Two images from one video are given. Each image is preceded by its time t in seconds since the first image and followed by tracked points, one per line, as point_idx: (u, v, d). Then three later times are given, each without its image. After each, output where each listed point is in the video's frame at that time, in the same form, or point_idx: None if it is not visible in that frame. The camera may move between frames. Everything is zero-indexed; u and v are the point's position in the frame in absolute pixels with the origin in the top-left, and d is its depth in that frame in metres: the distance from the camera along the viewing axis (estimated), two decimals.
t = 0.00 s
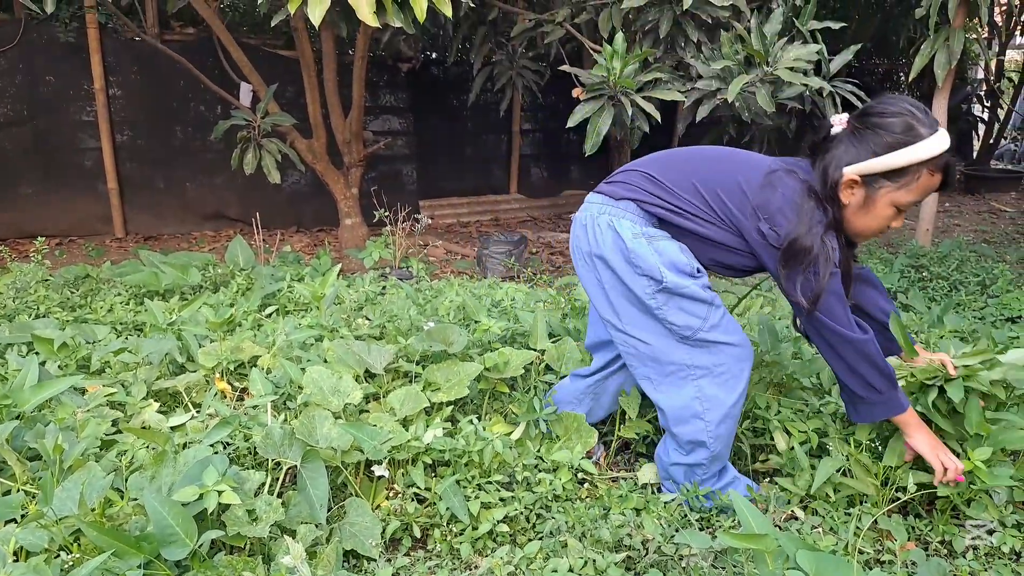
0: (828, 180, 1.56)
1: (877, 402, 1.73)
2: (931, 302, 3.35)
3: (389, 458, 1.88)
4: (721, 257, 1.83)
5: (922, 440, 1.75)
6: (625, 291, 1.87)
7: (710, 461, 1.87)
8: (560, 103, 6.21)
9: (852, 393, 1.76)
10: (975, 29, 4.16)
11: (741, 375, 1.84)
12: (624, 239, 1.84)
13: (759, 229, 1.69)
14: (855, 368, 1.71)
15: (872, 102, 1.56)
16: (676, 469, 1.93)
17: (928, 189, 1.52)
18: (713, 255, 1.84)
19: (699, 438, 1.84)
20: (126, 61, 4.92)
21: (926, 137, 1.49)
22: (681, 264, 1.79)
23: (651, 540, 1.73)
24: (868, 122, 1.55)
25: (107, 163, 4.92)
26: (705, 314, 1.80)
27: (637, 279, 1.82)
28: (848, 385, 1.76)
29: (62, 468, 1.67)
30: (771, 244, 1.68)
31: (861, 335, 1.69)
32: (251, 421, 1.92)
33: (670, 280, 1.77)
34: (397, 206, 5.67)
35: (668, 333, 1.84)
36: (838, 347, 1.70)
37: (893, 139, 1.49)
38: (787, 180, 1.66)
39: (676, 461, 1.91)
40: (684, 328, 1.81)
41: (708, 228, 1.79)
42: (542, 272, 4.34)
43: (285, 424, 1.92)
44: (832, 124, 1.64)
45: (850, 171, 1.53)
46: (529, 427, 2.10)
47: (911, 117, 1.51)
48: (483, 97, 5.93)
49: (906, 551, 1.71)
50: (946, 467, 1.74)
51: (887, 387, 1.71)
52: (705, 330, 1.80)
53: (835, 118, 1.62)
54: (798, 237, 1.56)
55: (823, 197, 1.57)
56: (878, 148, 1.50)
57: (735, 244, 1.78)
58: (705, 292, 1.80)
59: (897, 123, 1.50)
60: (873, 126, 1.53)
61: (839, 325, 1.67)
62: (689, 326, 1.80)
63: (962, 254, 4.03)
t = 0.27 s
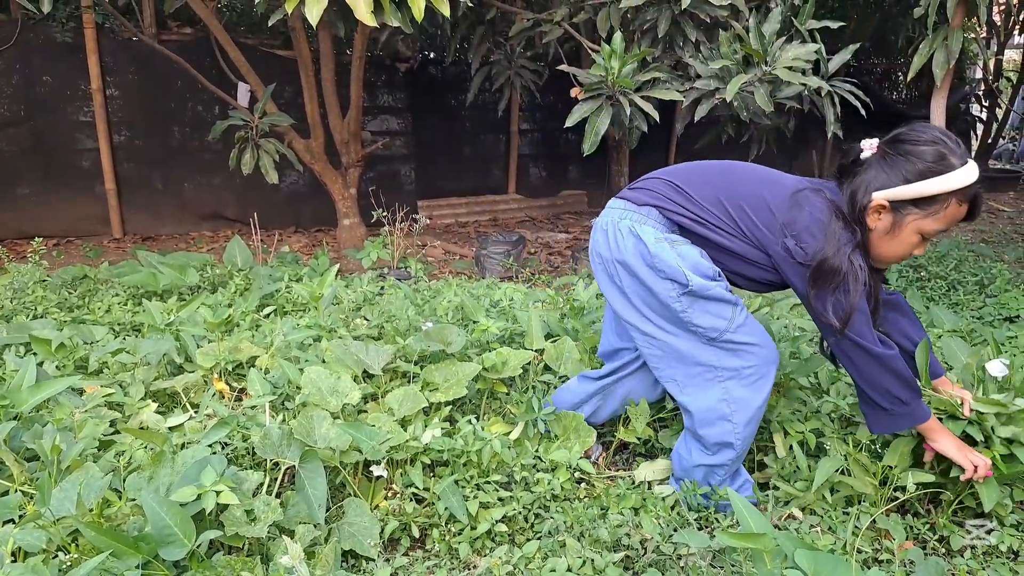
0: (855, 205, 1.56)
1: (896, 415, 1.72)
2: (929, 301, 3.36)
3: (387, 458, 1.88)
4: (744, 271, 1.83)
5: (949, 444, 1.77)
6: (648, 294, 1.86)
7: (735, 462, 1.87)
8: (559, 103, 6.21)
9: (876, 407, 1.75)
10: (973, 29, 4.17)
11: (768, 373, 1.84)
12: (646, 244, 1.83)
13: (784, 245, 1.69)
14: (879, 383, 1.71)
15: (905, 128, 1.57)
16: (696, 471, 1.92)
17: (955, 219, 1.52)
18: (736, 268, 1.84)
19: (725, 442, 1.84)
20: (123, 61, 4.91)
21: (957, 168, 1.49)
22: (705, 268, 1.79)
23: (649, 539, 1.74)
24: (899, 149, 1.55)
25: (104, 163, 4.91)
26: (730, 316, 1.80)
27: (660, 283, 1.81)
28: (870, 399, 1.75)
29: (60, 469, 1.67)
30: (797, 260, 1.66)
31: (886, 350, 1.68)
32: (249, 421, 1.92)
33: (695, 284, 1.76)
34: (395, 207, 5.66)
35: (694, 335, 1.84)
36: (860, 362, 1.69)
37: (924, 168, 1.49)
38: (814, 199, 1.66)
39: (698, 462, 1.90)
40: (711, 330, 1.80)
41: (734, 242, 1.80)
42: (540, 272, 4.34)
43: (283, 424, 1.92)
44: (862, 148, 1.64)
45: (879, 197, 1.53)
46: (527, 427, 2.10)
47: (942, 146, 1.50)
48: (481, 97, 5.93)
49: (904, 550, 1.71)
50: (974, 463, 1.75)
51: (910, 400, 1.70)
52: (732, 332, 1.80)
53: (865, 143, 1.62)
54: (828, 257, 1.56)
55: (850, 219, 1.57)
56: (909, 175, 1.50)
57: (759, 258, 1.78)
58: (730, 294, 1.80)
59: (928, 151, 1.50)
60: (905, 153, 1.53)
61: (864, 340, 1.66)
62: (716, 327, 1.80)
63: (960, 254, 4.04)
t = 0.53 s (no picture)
0: (853, 208, 1.56)
1: (885, 417, 1.73)
2: (924, 301, 3.36)
3: (382, 457, 1.87)
4: (741, 274, 1.82)
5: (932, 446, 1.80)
6: (646, 295, 1.85)
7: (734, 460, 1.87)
8: (555, 103, 6.21)
9: (859, 408, 1.75)
10: (968, 29, 4.17)
11: (767, 369, 1.83)
12: (644, 246, 1.81)
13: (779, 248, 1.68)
14: (869, 387, 1.71)
15: (902, 134, 1.57)
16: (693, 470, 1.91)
17: (949, 223, 1.53)
18: (734, 270, 1.83)
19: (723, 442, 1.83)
20: (118, 59, 4.90)
21: (954, 174, 1.49)
22: (703, 267, 1.77)
23: (643, 537, 1.74)
24: (897, 153, 1.55)
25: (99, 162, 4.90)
26: (729, 315, 1.79)
27: (658, 284, 1.79)
28: (858, 401, 1.75)
29: (51, 468, 1.66)
30: (794, 265, 1.64)
31: (876, 353, 1.68)
32: (243, 420, 1.91)
33: (693, 284, 1.75)
34: (391, 206, 5.65)
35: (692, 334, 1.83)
36: (850, 364, 1.69)
37: (923, 173, 1.49)
38: (809, 203, 1.64)
39: (697, 460, 1.88)
40: (710, 329, 1.79)
41: (731, 244, 1.78)
42: (536, 271, 4.34)
43: (277, 423, 1.91)
44: (858, 151, 1.64)
45: (878, 201, 1.53)
46: (522, 426, 2.09)
47: (940, 152, 1.51)
48: (478, 96, 5.92)
49: (897, 549, 1.70)
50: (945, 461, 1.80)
51: (899, 403, 1.72)
52: (731, 330, 1.79)
53: (862, 146, 1.62)
54: (823, 261, 1.54)
55: (845, 223, 1.56)
56: (908, 179, 1.50)
57: (756, 261, 1.77)
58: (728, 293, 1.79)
59: (926, 156, 1.51)
60: (903, 157, 1.53)
61: (855, 343, 1.65)
62: (715, 326, 1.78)
63: (955, 254, 4.05)
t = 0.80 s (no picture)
0: (832, 199, 1.57)
1: (851, 413, 1.74)
2: (909, 301, 3.39)
3: (368, 457, 1.87)
4: (721, 266, 1.83)
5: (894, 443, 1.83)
6: (626, 288, 1.85)
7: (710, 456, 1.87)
8: (545, 102, 6.22)
9: (825, 407, 1.77)
10: (954, 32, 4.21)
11: (743, 365, 1.83)
12: (624, 239, 1.81)
13: (757, 238, 1.70)
14: (834, 382, 1.72)
15: (879, 126, 1.59)
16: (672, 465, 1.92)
17: (925, 216, 1.56)
18: (714, 263, 1.84)
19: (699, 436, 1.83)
20: (104, 55, 4.86)
21: (931, 166, 1.52)
22: (682, 262, 1.78)
23: (630, 536, 1.75)
24: (877, 146, 1.57)
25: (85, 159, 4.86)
26: (706, 310, 1.79)
27: (638, 278, 1.80)
28: (822, 396, 1.77)
29: (32, 468, 1.65)
30: (771, 254, 1.67)
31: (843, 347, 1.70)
32: (228, 420, 1.90)
33: (672, 279, 1.75)
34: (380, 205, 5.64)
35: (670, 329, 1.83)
36: (817, 360, 1.71)
37: (902, 164, 1.52)
38: (788, 193, 1.66)
39: (676, 457, 1.89)
40: (687, 324, 1.79)
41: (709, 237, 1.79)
42: (525, 270, 4.34)
43: (263, 423, 1.90)
44: (837, 144, 1.65)
45: (858, 191, 1.54)
46: (509, 425, 2.09)
47: (916, 145, 1.54)
48: (467, 95, 5.92)
49: (881, 547, 1.72)
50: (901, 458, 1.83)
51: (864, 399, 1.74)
52: (708, 326, 1.79)
53: (841, 138, 1.63)
54: (800, 251, 1.56)
55: (824, 215, 1.57)
56: (886, 171, 1.53)
57: (733, 253, 1.78)
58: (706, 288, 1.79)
59: (903, 149, 1.54)
60: (882, 150, 1.55)
61: (824, 337, 1.67)
62: (692, 322, 1.79)
63: (940, 254, 4.08)
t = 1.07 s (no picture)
0: (811, 186, 1.58)
1: (809, 399, 1.76)
2: (901, 302, 3.40)
3: (361, 458, 1.86)
4: (695, 255, 1.84)
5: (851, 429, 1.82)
6: (609, 285, 1.87)
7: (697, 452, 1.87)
8: (539, 102, 6.22)
9: (784, 394, 1.78)
10: (946, 34, 4.23)
11: (725, 360, 1.84)
12: (607, 236, 1.83)
13: (729, 224, 1.70)
14: (791, 370, 1.74)
15: (855, 114, 1.62)
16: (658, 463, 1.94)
17: (902, 202, 1.59)
18: (689, 250, 1.84)
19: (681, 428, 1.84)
20: (97, 55, 4.84)
21: (906, 153, 1.55)
22: (664, 258, 1.79)
23: (623, 537, 1.75)
24: (853, 134, 1.59)
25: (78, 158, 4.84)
26: (688, 306, 1.80)
27: (621, 275, 1.81)
28: (782, 385, 1.78)
29: (23, 469, 1.64)
30: (740, 238, 1.67)
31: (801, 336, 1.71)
32: (220, 420, 1.90)
33: (654, 274, 1.76)
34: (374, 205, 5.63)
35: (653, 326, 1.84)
36: (773, 349, 1.72)
37: (879, 151, 1.55)
38: (764, 179, 1.67)
39: (666, 455, 1.90)
40: (669, 320, 1.80)
41: (682, 227, 1.81)
42: (519, 271, 4.35)
43: (255, 424, 1.90)
44: (816, 133, 1.68)
45: (836, 177, 1.56)
46: (502, 426, 2.09)
47: (892, 133, 1.57)
48: (461, 96, 5.92)
49: (872, 547, 1.73)
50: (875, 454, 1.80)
51: (819, 386, 1.75)
52: (690, 321, 1.80)
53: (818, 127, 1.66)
54: (772, 236, 1.57)
55: (801, 201, 1.58)
56: (863, 159, 1.55)
57: (711, 243, 1.79)
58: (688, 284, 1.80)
59: (879, 137, 1.56)
60: (858, 137, 1.58)
61: (785, 325, 1.68)
62: (674, 317, 1.80)
63: (933, 256, 4.10)
